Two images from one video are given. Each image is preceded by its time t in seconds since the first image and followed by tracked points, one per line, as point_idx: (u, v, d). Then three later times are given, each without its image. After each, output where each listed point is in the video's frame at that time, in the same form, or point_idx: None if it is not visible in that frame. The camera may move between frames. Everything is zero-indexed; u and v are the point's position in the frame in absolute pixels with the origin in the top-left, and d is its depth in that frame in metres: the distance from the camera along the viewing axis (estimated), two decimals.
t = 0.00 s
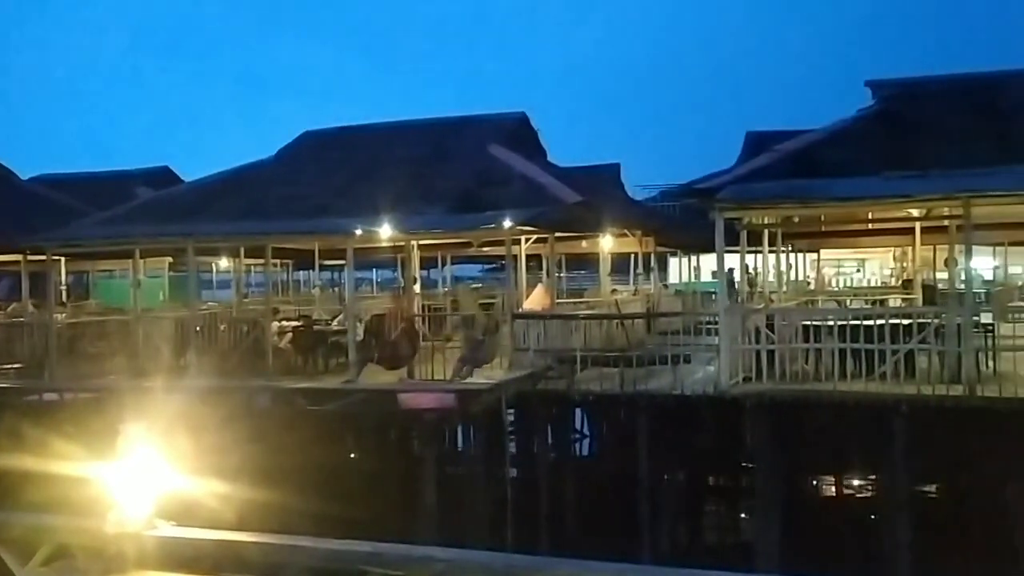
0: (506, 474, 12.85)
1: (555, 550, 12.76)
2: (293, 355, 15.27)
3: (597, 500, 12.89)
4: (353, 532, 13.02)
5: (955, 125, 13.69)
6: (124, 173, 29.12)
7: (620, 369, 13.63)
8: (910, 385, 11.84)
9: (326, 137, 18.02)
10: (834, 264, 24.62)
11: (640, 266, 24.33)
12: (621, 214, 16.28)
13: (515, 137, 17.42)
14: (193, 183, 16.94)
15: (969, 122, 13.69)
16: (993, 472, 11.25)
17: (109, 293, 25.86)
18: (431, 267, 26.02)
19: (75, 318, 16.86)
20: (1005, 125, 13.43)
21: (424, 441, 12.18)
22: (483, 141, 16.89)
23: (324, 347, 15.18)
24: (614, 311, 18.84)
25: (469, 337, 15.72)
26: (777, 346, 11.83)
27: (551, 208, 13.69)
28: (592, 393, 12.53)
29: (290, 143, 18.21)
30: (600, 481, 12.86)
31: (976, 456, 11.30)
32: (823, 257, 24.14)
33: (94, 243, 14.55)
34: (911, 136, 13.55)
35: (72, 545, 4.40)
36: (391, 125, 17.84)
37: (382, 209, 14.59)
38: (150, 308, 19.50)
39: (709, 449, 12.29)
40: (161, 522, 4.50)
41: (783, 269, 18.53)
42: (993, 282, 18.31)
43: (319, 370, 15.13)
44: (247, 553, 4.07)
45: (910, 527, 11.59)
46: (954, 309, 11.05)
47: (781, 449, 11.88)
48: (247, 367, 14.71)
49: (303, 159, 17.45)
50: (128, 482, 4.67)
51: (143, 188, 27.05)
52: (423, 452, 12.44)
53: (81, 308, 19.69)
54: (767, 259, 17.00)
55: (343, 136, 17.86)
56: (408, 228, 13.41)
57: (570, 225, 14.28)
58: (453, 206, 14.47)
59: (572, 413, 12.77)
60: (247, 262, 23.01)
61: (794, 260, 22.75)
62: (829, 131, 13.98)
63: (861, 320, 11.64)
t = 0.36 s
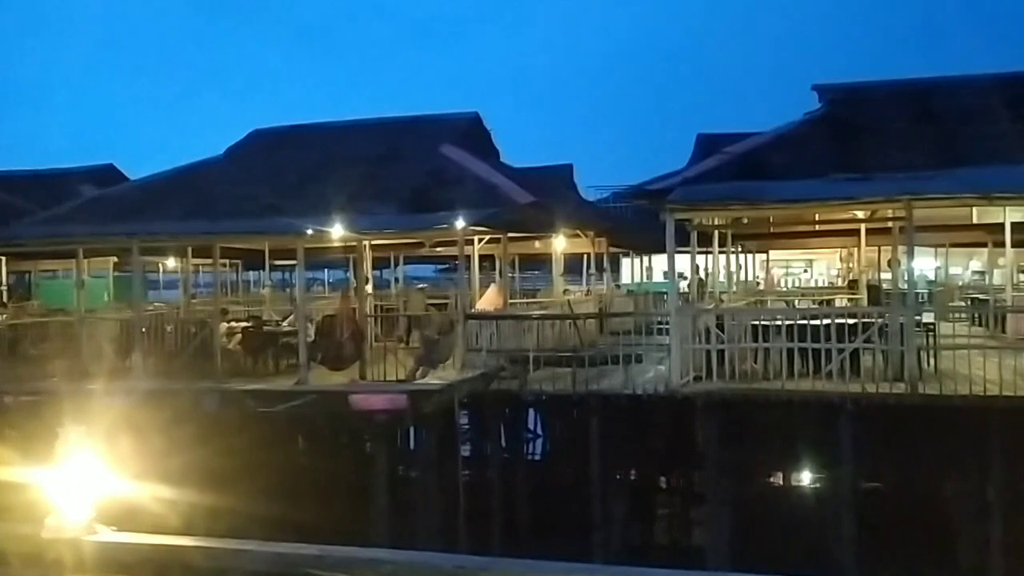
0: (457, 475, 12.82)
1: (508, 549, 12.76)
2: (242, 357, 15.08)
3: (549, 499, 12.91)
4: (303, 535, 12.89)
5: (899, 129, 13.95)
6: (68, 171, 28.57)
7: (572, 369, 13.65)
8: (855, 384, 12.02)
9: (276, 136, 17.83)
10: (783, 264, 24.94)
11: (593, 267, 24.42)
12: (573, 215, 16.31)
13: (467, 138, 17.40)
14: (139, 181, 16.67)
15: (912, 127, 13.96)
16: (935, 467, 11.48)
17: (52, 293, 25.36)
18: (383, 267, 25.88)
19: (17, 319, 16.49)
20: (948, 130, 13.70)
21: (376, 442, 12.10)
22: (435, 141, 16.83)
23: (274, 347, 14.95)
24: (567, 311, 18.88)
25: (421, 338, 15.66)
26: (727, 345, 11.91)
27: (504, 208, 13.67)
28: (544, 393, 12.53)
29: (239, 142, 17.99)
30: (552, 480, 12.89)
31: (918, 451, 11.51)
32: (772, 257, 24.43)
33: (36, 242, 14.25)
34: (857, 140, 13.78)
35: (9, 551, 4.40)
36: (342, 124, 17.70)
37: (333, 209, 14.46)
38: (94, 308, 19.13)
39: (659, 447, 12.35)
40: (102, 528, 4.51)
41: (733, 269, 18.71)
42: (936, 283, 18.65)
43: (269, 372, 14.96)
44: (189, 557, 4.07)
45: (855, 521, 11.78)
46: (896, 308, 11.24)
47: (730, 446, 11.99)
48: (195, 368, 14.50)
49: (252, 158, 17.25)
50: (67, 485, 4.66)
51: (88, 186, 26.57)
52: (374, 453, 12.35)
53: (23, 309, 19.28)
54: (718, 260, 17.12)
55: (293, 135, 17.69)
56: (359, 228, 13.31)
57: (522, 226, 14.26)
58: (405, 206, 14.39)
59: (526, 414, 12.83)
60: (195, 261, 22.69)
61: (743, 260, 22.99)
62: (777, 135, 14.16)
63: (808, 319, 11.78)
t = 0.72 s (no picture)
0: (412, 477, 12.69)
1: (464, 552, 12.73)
2: (192, 359, 14.81)
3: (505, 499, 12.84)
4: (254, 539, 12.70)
5: (847, 132, 14.13)
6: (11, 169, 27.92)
7: (527, 369, 13.57)
8: (805, 382, 12.13)
9: (226, 135, 17.60)
10: (736, 265, 25.15)
11: (548, 267, 24.42)
12: (528, 215, 16.26)
13: (420, 138, 17.31)
14: (86, 180, 16.35)
15: (861, 130, 14.13)
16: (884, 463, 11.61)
17: None
18: (336, 267, 25.63)
19: None
20: (895, 133, 13.89)
21: (328, 444, 11.96)
22: (389, 141, 16.69)
23: (224, 348, 14.75)
24: (522, 311, 18.83)
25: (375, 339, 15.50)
26: (680, 345, 11.95)
27: (457, 208, 13.60)
28: (500, 394, 12.45)
29: (189, 141, 17.73)
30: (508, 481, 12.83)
31: (866, 448, 11.66)
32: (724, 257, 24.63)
33: None
34: (807, 142, 13.93)
35: None
36: (295, 123, 17.49)
37: (285, 209, 14.26)
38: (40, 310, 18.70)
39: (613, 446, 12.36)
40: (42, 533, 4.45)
41: (687, 269, 18.82)
42: (886, 282, 18.89)
43: (219, 374, 14.72)
44: (129, 561, 4.04)
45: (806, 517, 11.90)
46: (844, 306, 11.37)
47: (683, 444, 12.03)
48: (143, 370, 14.21)
49: (202, 157, 17.00)
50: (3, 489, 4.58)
51: (32, 185, 25.99)
52: (327, 456, 12.18)
53: None
54: (672, 259, 17.18)
55: (244, 134, 17.47)
56: (311, 228, 13.16)
57: (477, 226, 14.17)
58: (357, 205, 14.22)
59: (479, 414, 12.80)
60: (144, 262, 22.26)
61: (697, 260, 23.14)
62: (728, 136, 14.28)
63: (760, 318, 11.87)
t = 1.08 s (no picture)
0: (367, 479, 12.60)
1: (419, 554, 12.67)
2: (142, 361, 14.58)
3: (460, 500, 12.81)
4: (206, 543, 12.54)
5: (798, 134, 14.29)
6: None
7: (483, 369, 13.51)
8: (758, 380, 12.24)
9: (176, 133, 17.36)
10: (691, 265, 25.32)
11: (505, 267, 24.41)
12: (484, 215, 16.23)
13: (375, 138, 17.21)
14: (33, 178, 16.04)
15: (812, 132, 14.32)
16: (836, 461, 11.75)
17: None
18: (291, 268, 25.40)
19: None
20: (845, 135, 14.09)
21: (281, 447, 11.82)
22: (344, 141, 16.58)
23: (175, 351, 14.55)
24: (478, 312, 18.78)
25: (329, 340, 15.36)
26: (635, 345, 12.00)
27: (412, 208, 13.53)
28: (455, 394, 12.40)
29: (138, 139, 17.47)
30: (463, 483, 12.80)
31: (817, 445, 11.78)
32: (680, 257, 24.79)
33: None
34: (759, 143, 14.06)
35: None
36: (247, 121, 17.31)
37: (238, 209, 14.10)
38: None
39: (569, 446, 12.35)
40: None
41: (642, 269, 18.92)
42: (837, 283, 19.12)
43: (170, 376, 14.52)
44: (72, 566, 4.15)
45: (759, 514, 12.01)
46: (796, 306, 11.49)
47: (638, 444, 12.06)
48: (91, 373, 13.96)
49: (152, 155, 16.76)
50: None
51: None
52: (280, 458, 12.05)
53: None
54: (627, 259, 17.22)
55: (196, 132, 17.25)
56: (264, 228, 13.01)
57: (432, 226, 14.11)
58: (311, 205, 14.09)
59: (435, 414, 12.75)
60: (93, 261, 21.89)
61: (652, 260, 23.25)
62: (682, 138, 14.37)
63: (714, 318, 11.95)
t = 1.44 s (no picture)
0: (321, 481, 12.46)
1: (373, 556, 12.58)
2: (89, 363, 14.29)
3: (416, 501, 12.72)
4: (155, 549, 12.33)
5: (751, 136, 14.42)
6: None
7: (438, 370, 13.39)
8: (712, 380, 12.30)
9: (125, 130, 17.06)
10: (647, 265, 25.42)
11: (461, 267, 24.31)
12: (439, 215, 16.13)
13: (330, 137, 17.07)
14: None
15: (764, 134, 14.45)
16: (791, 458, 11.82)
17: None
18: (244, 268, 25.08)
19: None
20: (797, 137, 14.24)
21: (233, 450, 11.64)
22: (297, 140, 16.40)
23: (124, 352, 14.30)
24: (434, 312, 18.66)
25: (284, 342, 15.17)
26: (590, 345, 12.00)
27: (366, 207, 13.43)
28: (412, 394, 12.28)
29: (86, 137, 17.14)
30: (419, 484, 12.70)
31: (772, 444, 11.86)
32: (635, 258, 24.88)
33: None
34: (712, 145, 14.16)
35: None
36: (199, 119, 17.05)
37: (189, 208, 13.89)
38: None
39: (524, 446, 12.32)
40: None
41: (598, 269, 18.96)
42: (791, 282, 19.31)
43: (118, 378, 14.25)
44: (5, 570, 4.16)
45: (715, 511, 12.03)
46: (749, 305, 11.58)
47: (594, 443, 12.05)
48: (36, 375, 13.65)
49: (101, 154, 16.46)
50: None
51: None
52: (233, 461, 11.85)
53: None
54: (583, 259, 17.23)
55: (146, 129, 16.96)
56: (216, 228, 12.82)
57: (387, 225, 13.99)
58: (264, 204, 13.90)
59: (390, 416, 12.65)
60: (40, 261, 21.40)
61: (608, 261, 23.30)
62: (637, 139, 14.43)
63: (668, 318, 11.99)
